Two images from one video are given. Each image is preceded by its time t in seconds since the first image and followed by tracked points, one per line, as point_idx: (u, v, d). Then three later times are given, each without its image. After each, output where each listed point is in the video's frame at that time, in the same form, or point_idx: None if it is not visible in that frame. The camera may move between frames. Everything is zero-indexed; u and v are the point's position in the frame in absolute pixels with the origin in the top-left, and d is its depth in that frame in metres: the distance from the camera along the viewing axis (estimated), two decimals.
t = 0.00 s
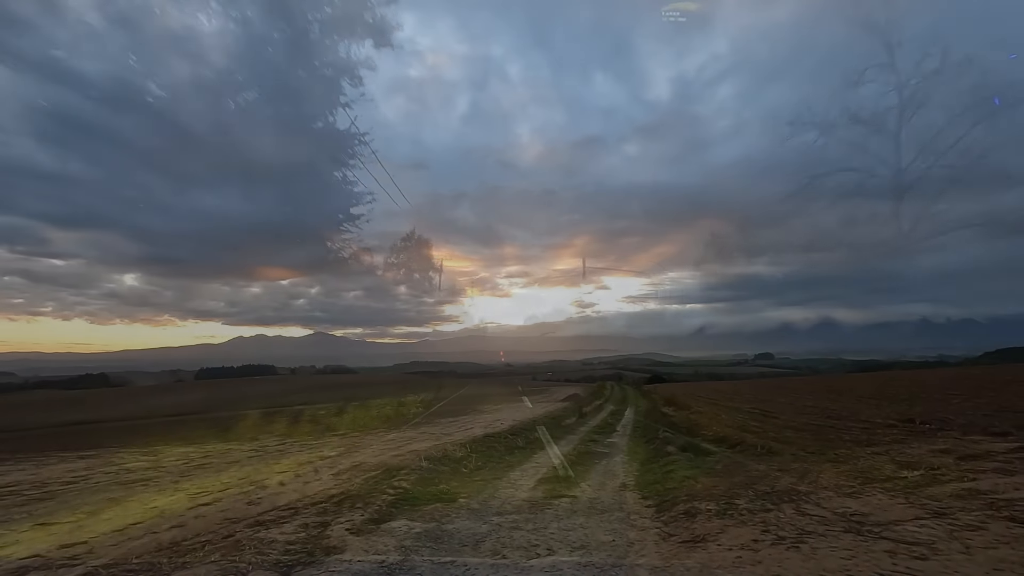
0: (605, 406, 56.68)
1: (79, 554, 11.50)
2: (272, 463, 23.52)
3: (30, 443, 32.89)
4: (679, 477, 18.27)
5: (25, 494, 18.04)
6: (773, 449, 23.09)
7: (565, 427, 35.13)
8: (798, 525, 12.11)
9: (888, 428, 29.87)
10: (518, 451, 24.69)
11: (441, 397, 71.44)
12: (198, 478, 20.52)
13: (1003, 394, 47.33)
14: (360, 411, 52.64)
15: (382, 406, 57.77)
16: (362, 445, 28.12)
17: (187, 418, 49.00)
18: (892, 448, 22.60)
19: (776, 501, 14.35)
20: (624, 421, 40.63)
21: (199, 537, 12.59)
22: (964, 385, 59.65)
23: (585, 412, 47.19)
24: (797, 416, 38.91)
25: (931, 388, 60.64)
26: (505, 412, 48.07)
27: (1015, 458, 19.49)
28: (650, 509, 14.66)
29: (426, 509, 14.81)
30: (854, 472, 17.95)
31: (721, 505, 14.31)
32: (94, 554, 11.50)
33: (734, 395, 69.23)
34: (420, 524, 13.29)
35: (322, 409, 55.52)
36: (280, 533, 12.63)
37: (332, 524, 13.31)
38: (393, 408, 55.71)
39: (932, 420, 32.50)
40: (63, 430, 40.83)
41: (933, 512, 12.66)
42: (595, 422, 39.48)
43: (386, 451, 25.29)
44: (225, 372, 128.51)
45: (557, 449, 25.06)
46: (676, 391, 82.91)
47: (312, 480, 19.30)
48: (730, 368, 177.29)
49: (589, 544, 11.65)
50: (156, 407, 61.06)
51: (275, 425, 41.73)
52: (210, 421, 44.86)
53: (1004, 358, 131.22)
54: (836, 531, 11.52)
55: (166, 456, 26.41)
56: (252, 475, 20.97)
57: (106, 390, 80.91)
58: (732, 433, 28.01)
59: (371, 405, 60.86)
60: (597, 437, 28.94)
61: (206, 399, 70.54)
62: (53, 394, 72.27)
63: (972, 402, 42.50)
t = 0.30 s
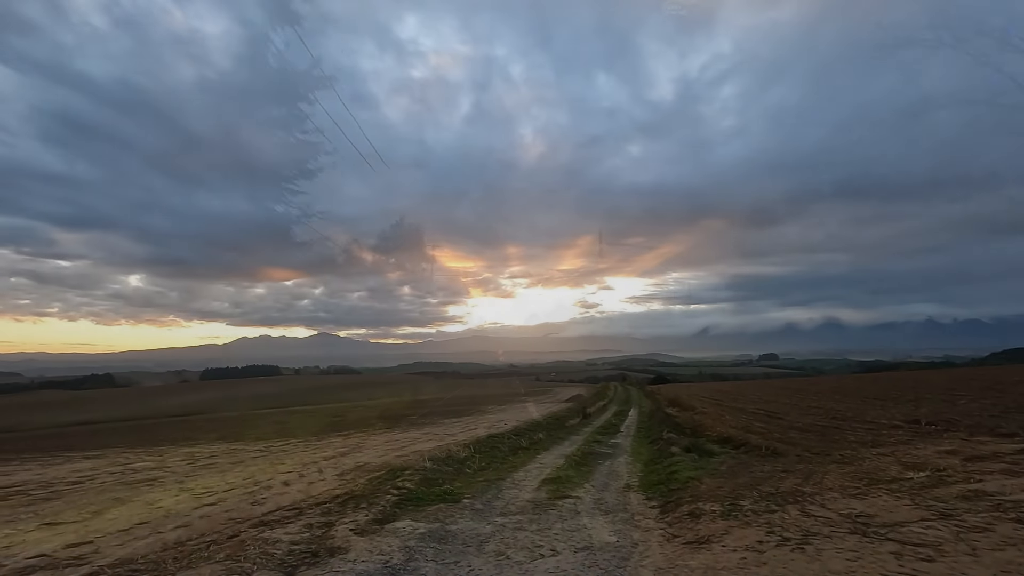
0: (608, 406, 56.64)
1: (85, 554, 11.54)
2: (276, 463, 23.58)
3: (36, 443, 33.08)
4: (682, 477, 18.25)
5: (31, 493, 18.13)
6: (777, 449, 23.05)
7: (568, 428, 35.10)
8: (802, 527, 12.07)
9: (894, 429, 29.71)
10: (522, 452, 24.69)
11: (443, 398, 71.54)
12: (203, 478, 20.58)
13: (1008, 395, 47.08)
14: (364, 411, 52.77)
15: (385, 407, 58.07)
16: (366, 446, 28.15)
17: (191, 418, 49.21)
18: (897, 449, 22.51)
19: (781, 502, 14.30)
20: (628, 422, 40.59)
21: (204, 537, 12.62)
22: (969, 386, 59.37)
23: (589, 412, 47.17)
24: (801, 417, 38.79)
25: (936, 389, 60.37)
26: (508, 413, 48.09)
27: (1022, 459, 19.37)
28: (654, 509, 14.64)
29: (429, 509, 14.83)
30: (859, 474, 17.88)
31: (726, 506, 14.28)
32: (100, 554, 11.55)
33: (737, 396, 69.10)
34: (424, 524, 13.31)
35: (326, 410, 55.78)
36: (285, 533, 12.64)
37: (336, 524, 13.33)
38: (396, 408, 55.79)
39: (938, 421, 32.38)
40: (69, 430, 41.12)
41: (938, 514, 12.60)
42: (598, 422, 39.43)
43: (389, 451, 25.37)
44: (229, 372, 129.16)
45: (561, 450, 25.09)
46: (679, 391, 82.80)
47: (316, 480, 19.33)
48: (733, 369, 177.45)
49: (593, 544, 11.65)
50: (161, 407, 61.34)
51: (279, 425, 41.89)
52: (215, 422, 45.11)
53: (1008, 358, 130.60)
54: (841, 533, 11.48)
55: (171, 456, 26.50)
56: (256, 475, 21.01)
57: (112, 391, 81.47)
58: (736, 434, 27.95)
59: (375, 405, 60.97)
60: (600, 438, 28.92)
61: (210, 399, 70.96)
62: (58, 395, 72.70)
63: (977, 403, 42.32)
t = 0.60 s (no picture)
0: (612, 407, 56.61)
1: (91, 554, 11.58)
2: (281, 464, 23.66)
3: (42, 443, 33.30)
4: (686, 479, 18.18)
5: (37, 493, 18.21)
6: (782, 450, 23.00)
7: (572, 429, 35.08)
8: (807, 528, 12.03)
9: (899, 430, 29.57)
10: (526, 453, 24.65)
11: (447, 398, 71.77)
12: (208, 479, 20.64)
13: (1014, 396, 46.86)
14: (367, 412, 52.91)
15: (390, 407, 58.35)
16: (370, 446, 28.19)
17: (196, 419, 49.49)
18: (903, 451, 22.39)
19: (786, 504, 14.25)
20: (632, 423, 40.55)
21: (208, 537, 12.65)
22: (974, 387, 59.11)
23: (592, 413, 47.19)
24: (806, 418, 38.64)
25: (941, 390, 60.18)
26: (512, 414, 48.14)
27: None
28: (658, 511, 14.59)
29: (433, 510, 14.85)
30: (864, 475, 17.77)
31: (730, 507, 14.23)
32: (106, 554, 11.59)
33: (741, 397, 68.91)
34: (428, 525, 13.31)
35: (331, 410, 56.09)
36: (289, 533, 12.67)
37: (340, 525, 13.35)
38: (400, 409, 55.99)
39: (944, 422, 32.22)
40: (76, 431, 41.47)
41: (945, 516, 12.52)
42: (602, 423, 39.42)
43: (393, 451, 25.46)
44: (235, 373, 129.90)
45: (564, 451, 25.08)
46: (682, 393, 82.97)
47: (321, 481, 19.37)
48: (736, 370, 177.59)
49: (597, 545, 11.64)
50: (166, 407, 61.73)
51: (283, 426, 42.03)
52: (221, 423, 45.44)
53: (1013, 359, 130.13)
54: (846, 534, 11.43)
55: (177, 456, 26.61)
56: (261, 475, 21.07)
57: (119, 391, 82.14)
58: (740, 435, 27.89)
59: (379, 406, 61.22)
60: (605, 439, 28.89)
61: (217, 399, 71.48)
62: (65, 396, 73.24)
63: (983, 404, 42.09)
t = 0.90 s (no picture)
0: (616, 409, 56.48)
1: (97, 554, 11.63)
2: (285, 465, 23.73)
3: (48, 444, 33.46)
4: (690, 480, 18.12)
5: (44, 494, 18.33)
6: (787, 452, 22.86)
7: (576, 430, 35.02)
8: (813, 530, 11.99)
9: (905, 432, 29.40)
10: (530, 454, 24.62)
11: (451, 400, 71.81)
12: (213, 480, 20.71)
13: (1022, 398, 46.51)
14: (371, 414, 52.99)
15: (395, 408, 58.56)
16: (373, 447, 28.20)
17: (201, 420, 49.66)
18: (910, 453, 22.24)
19: (791, 506, 14.20)
20: (636, 424, 40.46)
21: (213, 537, 12.69)
22: (981, 389, 58.68)
23: (596, 415, 47.07)
24: (811, 420, 38.45)
25: (947, 391, 59.81)
26: (516, 415, 48.09)
27: None
28: (663, 512, 14.55)
29: (438, 511, 14.83)
30: (870, 477, 17.68)
31: (735, 509, 14.19)
32: (112, 554, 11.65)
33: (746, 398, 68.64)
34: (432, 526, 13.31)
35: (336, 411, 56.30)
36: (294, 534, 12.71)
37: (345, 526, 13.35)
38: (403, 410, 56.04)
39: (951, 424, 32.00)
40: (84, 431, 41.83)
41: (952, 518, 12.46)
42: (606, 425, 39.34)
43: (397, 452, 25.49)
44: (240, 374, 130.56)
45: (568, 452, 25.04)
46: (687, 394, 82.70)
47: (324, 482, 19.41)
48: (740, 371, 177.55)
49: (601, 547, 11.63)
50: (172, 408, 62.01)
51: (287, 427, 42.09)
52: (227, 423, 45.74)
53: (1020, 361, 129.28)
54: (852, 537, 11.38)
55: (182, 457, 26.73)
56: (265, 476, 21.13)
57: (127, 392, 82.74)
58: (745, 437, 27.77)
59: (382, 407, 61.29)
60: (609, 440, 28.84)
61: (223, 400, 71.92)
62: (71, 397, 73.64)
63: (990, 405, 41.77)
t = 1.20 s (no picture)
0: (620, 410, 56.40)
1: (103, 555, 11.68)
2: (290, 465, 23.77)
3: (53, 445, 33.58)
4: (695, 482, 18.08)
5: (50, 494, 18.40)
6: (792, 454, 22.78)
7: (580, 431, 34.95)
8: (818, 532, 11.92)
9: (911, 434, 29.25)
10: (534, 456, 24.60)
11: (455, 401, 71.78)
12: (218, 481, 20.76)
13: None
14: (376, 415, 53.06)
15: (399, 409, 58.70)
16: (378, 448, 28.23)
17: (205, 421, 49.75)
18: (916, 454, 22.15)
19: (796, 508, 14.13)
20: (640, 425, 40.35)
21: (218, 539, 12.69)
22: (988, 390, 58.31)
23: (600, 416, 46.97)
24: (816, 421, 38.33)
25: (954, 393, 59.46)
26: (520, 416, 47.97)
27: None
28: (667, 514, 14.53)
29: (442, 513, 14.83)
30: (876, 479, 17.61)
31: (740, 511, 14.15)
32: (118, 554, 11.69)
33: (751, 399, 68.39)
34: (436, 528, 13.30)
35: (340, 412, 56.49)
36: (298, 535, 12.71)
37: (349, 527, 13.36)
38: (408, 411, 56.04)
39: (957, 426, 31.80)
40: (91, 432, 42.12)
41: (958, 521, 12.39)
42: (610, 426, 39.26)
43: (401, 453, 25.52)
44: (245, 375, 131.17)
45: (572, 454, 25.01)
46: (692, 395, 82.39)
47: (328, 483, 19.41)
48: (744, 372, 177.50)
49: (606, 549, 11.61)
50: (177, 409, 62.18)
51: (291, 428, 42.13)
52: (232, 424, 45.92)
53: None
54: (858, 539, 11.33)
55: (187, 458, 26.81)
56: (270, 477, 21.15)
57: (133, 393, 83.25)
58: (750, 438, 27.71)
59: (386, 408, 61.28)
60: (613, 442, 28.78)
61: (228, 401, 72.24)
62: (76, 399, 73.92)
63: (997, 407, 41.53)
